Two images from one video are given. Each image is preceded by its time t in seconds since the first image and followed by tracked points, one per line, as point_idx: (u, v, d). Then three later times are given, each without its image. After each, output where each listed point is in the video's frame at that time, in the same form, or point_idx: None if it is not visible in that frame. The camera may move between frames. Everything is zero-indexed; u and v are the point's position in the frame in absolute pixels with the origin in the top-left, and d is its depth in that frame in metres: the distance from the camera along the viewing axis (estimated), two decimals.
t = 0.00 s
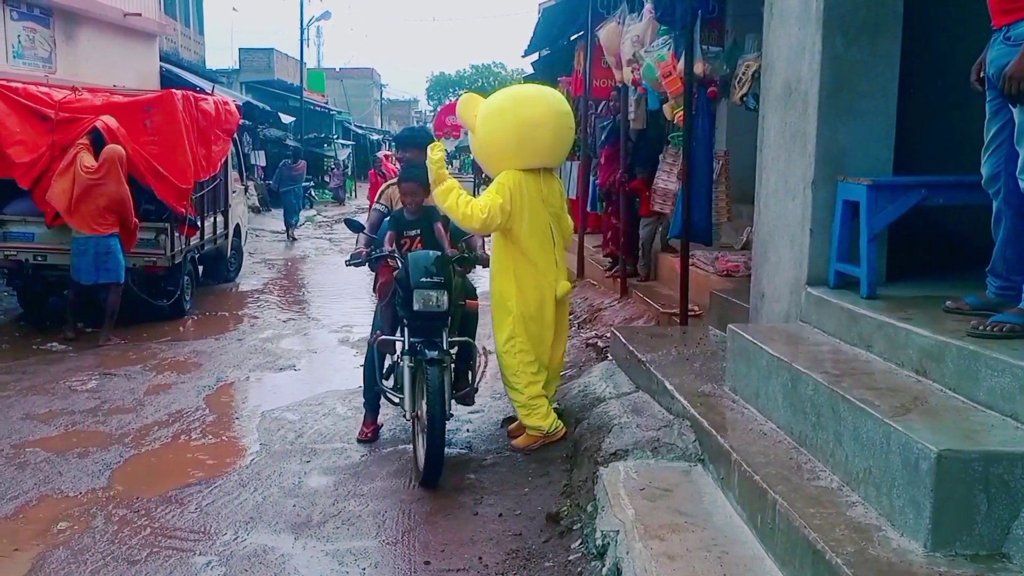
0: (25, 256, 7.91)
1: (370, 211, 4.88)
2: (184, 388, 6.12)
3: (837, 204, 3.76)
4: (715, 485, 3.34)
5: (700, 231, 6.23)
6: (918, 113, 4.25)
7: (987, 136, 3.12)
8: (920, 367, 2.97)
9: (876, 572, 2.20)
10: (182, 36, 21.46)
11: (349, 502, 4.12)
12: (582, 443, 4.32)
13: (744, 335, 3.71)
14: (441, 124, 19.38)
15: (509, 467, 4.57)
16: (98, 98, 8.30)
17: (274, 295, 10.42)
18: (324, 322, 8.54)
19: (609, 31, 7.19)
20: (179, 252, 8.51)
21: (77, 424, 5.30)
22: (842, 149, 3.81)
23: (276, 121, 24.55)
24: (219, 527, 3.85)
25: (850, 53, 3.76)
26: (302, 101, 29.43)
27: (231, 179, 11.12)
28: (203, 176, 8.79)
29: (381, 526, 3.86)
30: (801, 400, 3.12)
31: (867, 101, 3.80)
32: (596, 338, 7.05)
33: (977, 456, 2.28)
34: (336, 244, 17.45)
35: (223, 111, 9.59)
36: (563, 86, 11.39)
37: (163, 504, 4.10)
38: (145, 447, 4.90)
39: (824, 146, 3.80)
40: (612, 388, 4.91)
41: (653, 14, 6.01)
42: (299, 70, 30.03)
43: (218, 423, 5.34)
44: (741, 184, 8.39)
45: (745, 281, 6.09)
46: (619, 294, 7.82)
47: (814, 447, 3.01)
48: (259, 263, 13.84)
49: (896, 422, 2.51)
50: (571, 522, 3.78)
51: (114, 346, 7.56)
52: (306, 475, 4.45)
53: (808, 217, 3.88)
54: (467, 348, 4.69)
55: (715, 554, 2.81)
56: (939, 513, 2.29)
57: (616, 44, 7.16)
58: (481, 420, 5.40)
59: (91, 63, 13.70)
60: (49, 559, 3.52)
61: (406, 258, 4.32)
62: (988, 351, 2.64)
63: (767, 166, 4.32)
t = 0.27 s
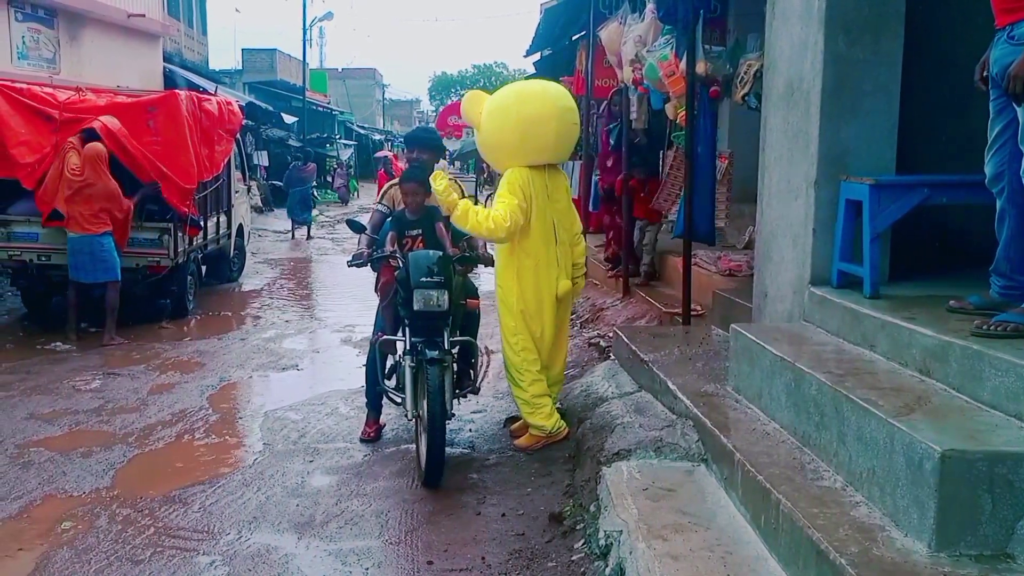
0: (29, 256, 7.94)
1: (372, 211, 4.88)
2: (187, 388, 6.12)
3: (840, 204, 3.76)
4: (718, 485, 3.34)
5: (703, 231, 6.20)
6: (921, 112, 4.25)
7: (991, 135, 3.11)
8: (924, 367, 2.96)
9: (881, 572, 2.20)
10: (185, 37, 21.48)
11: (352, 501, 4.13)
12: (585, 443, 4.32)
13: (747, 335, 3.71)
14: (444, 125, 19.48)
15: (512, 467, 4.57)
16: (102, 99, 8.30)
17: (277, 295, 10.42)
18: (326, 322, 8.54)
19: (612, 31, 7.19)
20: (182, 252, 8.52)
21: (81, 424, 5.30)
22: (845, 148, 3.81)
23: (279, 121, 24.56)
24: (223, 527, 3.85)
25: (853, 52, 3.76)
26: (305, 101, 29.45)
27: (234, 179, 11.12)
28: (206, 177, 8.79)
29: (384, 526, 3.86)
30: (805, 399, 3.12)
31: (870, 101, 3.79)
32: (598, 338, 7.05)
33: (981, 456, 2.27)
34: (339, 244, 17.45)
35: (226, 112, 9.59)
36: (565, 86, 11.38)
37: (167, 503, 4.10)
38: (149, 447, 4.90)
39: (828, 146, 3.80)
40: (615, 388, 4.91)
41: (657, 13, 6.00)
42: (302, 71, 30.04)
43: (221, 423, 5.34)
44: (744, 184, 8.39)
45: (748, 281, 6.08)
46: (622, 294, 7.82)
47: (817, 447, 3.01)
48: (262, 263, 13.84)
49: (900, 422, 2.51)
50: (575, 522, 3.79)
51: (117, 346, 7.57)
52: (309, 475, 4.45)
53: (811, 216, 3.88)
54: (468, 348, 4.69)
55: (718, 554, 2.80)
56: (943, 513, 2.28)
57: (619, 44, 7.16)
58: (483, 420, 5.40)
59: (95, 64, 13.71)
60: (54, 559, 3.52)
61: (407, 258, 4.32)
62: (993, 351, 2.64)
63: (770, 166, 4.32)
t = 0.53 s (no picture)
0: (31, 256, 7.95)
1: (373, 211, 4.89)
2: (189, 388, 6.13)
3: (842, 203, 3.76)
4: (720, 485, 3.34)
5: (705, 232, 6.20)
6: (922, 112, 4.25)
7: (993, 134, 3.11)
8: (925, 367, 2.96)
9: (883, 572, 2.20)
10: (186, 37, 21.47)
11: (353, 501, 4.12)
12: (586, 443, 4.32)
13: (749, 335, 3.71)
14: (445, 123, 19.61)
15: (513, 467, 4.57)
16: (103, 99, 8.30)
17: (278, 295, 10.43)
18: (327, 322, 8.54)
19: (614, 30, 7.19)
20: (184, 252, 8.52)
21: (83, 424, 5.30)
22: (847, 148, 3.81)
23: (280, 121, 24.56)
24: (225, 526, 3.85)
25: (854, 51, 3.76)
26: (305, 101, 29.46)
27: (235, 179, 11.12)
28: (208, 176, 8.77)
29: (386, 526, 3.86)
30: (807, 399, 3.12)
31: (872, 100, 3.79)
32: (600, 338, 7.04)
33: (983, 456, 2.27)
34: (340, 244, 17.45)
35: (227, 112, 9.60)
36: (566, 85, 11.39)
37: (169, 503, 4.10)
38: (151, 447, 4.90)
39: (829, 145, 3.80)
40: (616, 388, 4.91)
41: (658, 13, 6.00)
42: (302, 71, 30.05)
43: (223, 423, 5.34)
44: (745, 183, 8.39)
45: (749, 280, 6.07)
46: (623, 294, 7.82)
47: (819, 447, 3.01)
48: (263, 263, 13.85)
49: (902, 422, 2.51)
50: (576, 522, 3.79)
51: (119, 346, 7.57)
52: (311, 475, 4.45)
53: (812, 216, 3.88)
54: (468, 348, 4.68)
55: (720, 555, 2.80)
56: (945, 514, 2.28)
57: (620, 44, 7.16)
58: (485, 420, 5.40)
59: (96, 64, 13.72)
60: (56, 559, 3.53)
61: (406, 257, 4.32)
62: (994, 350, 2.63)
63: (771, 166, 4.32)
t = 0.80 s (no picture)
0: (31, 257, 7.95)
1: (373, 211, 4.89)
2: (189, 388, 6.12)
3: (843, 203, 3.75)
4: (720, 484, 3.33)
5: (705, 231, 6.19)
6: (923, 111, 4.25)
7: (994, 134, 3.10)
8: (926, 366, 2.96)
9: (884, 572, 2.19)
10: (186, 36, 21.45)
11: (354, 501, 4.12)
12: (586, 443, 4.32)
13: (750, 335, 3.70)
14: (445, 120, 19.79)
15: (513, 467, 4.57)
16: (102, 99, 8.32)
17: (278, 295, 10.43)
18: (328, 322, 8.54)
19: (615, 30, 7.18)
20: (184, 252, 8.51)
21: (83, 424, 5.30)
22: (847, 148, 3.80)
23: (280, 121, 24.56)
24: (225, 527, 3.85)
25: (854, 51, 3.75)
26: (305, 101, 29.47)
27: (235, 179, 11.12)
28: (208, 176, 8.78)
29: (386, 526, 3.86)
30: (807, 399, 3.12)
31: (872, 100, 3.79)
32: (600, 337, 7.04)
33: (985, 456, 2.27)
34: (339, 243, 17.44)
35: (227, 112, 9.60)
36: (566, 85, 11.39)
37: (169, 503, 4.10)
38: (151, 447, 4.90)
39: (830, 145, 3.79)
40: (617, 388, 4.91)
41: (658, 12, 5.99)
42: (302, 71, 30.06)
43: (223, 423, 5.34)
44: (745, 183, 8.38)
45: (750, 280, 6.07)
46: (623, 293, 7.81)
47: (819, 447, 3.01)
48: (263, 263, 13.84)
49: (903, 422, 2.51)
50: (577, 522, 3.79)
51: (119, 345, 7.57)
52: (311, 475, 4.45)
53: (813, 216, 3.87)
54: (468, 348, 4.67)
55: (720, 554, 2.80)
56: (946, 514, 2.28)
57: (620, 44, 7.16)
58: (485, 419, 5.40)
59: (96, 64, 13.72)
60: (56, 559, 3.52)
61: (401, 257, 4.32)
62: (996, 350, 2.63)
63: (771, 166, 4.32)
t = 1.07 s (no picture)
0: (29, 256, 7.94)
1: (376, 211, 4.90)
2: (188, 388, 6.11)
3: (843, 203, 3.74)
4: (720, 485, 3.32)
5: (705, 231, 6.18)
6: (923, 111, 4.24)
7: (995, 134, 3.09)
8: (927, 367, 2.95)
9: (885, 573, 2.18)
10: (185, 36, 21.42)
11: (353, 501, 4.11)
12: (586, 443, 4.30)
13: (750, 335, 3.69)
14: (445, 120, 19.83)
15: (512, 467, 4.56)
16: (103, 99, 8.30)
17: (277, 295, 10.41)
18: (327, 322, 8.53)
19: (614, 29, 7.16)
20: (183, 252, 8.49)
21: (82, 424, 5.29)
22: (848, 148, 3.79)
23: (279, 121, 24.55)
24: (223, 527, 3.84)
25: (855, 50, 3.74)
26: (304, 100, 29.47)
27: (235, 179, 11.11)
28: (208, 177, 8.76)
29: (385, 526, 3.85)
30: (808, 399, 3.11)
31: (873, 99, 3.78)
32: (599, 338, 7.03)
33: (986, 457, 2.26)
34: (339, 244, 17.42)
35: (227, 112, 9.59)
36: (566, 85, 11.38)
37: (167, 503, 4.09)
38: (150, 447, 4.89)
39: (830, 144, 3.78)
40: (616, 388, 4.90)
41: (659, 11, 5.98)
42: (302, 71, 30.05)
43: (222, 423, 5.33)
44: (745, 183, 8.38)
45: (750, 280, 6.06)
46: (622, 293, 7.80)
47: (820, 447, 3.00)
48: (262, 262, 13.83)
49: (903, 422, 2.50)
50: (576, 522, 3.77)
51: (118, 345, 7.55)
52: (310, 475, 4.44)
53: (813, 215, 3.86)
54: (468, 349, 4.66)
55: (720, 555, 2.79)
56: (947, 515, 2.27)
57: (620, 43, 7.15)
58: (484, 419, 5.39)
59: (96, 64, 13.71)
60: (54, 559, 3.51)
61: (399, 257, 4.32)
62: (997, 351, 2.62)
63: (772, 166, 4.31)
